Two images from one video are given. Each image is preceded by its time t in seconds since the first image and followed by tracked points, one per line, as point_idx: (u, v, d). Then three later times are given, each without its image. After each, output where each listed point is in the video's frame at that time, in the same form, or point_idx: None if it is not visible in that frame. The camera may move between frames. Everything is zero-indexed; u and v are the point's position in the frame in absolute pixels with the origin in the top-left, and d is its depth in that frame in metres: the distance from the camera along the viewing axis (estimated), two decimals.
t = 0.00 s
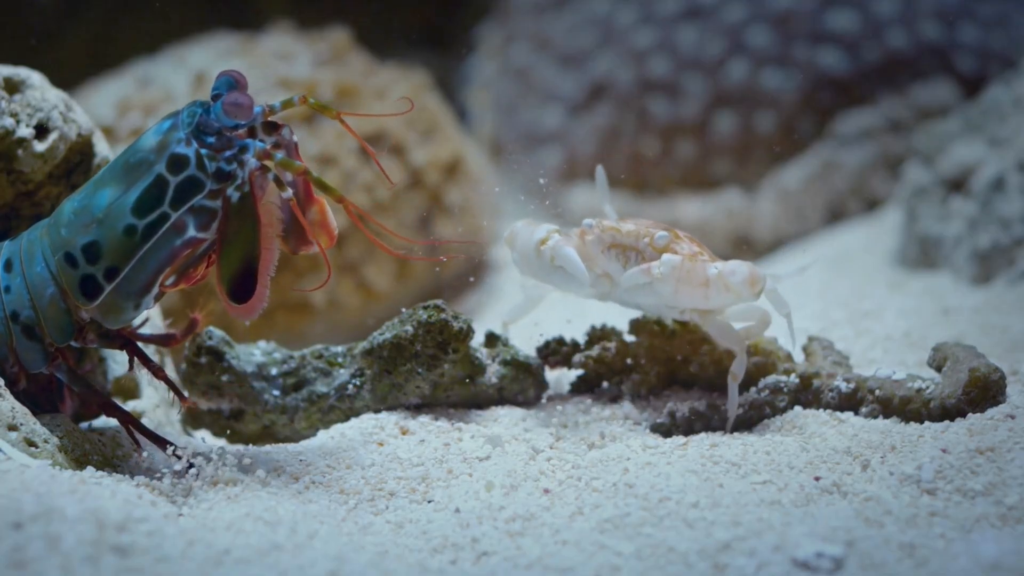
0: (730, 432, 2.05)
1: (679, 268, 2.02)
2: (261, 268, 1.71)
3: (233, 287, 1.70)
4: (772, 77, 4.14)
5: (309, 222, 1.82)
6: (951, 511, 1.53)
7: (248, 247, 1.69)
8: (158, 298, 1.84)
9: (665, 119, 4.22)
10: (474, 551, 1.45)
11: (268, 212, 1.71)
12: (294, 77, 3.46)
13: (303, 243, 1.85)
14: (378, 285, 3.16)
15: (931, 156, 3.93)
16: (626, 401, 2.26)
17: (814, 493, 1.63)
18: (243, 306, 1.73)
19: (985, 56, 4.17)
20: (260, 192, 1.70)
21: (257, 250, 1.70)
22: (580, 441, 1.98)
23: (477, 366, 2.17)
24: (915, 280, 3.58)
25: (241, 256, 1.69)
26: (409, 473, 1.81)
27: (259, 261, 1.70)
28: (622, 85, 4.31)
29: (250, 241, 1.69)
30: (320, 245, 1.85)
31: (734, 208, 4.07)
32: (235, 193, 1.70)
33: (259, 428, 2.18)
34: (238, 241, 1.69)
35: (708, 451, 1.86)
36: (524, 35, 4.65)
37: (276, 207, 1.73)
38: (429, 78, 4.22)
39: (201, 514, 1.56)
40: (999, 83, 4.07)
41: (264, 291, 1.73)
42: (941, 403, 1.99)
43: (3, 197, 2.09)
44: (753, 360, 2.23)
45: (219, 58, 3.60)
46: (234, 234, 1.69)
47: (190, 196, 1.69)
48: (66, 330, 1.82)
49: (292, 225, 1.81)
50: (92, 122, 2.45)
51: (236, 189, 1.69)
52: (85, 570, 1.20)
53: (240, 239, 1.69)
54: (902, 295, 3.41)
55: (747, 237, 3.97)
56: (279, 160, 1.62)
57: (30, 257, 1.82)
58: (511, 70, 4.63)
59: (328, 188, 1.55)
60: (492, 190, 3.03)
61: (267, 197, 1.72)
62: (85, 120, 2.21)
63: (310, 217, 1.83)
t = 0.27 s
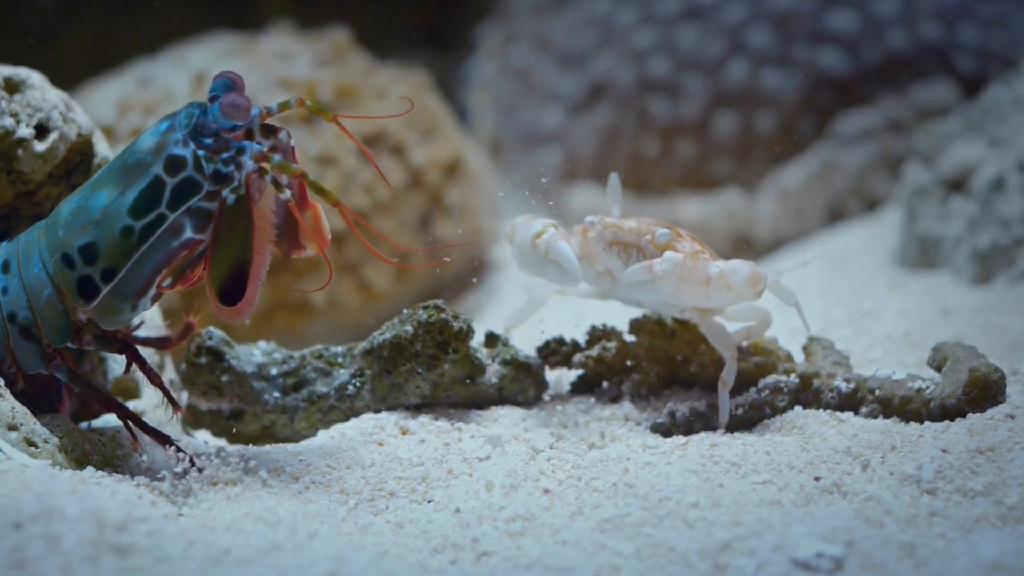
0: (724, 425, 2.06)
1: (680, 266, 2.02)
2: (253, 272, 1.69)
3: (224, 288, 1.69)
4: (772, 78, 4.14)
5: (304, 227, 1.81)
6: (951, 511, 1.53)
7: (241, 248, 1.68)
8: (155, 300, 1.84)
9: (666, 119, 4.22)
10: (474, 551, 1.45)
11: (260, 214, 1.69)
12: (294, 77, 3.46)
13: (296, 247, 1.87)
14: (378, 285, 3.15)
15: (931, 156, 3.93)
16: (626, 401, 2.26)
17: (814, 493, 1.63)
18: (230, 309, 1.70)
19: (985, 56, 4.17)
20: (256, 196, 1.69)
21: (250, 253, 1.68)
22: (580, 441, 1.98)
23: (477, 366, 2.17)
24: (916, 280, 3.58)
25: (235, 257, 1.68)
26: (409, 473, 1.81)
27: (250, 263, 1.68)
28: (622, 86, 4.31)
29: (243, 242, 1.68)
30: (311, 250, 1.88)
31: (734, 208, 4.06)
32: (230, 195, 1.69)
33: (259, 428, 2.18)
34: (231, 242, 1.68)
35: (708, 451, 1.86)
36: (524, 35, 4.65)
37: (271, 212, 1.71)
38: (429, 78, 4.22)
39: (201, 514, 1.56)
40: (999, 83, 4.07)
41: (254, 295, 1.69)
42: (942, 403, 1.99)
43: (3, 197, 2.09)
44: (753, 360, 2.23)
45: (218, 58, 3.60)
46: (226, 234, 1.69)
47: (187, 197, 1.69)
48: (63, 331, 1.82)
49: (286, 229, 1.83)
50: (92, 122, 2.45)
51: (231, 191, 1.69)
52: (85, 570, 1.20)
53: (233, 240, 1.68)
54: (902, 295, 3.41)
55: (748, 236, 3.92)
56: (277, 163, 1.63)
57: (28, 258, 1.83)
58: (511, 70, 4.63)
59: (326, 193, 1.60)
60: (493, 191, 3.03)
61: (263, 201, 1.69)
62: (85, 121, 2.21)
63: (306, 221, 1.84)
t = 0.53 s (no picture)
0: (713, 426, 2.06)
1: (683, 264, 2.02)
2: (240, 276, 1.71)
3: (211, 291, 1.71)
4: (772, 78, 4.14)
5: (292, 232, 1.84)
6: (951, 511, 1.53)
7: (232, 251, 1.70)
8: (152, 302, 1.84)
9: (666, 119, 4.23)
10: (474, 551, 1.45)
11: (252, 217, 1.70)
12: (294, 77, 3.46)
13: (286, 249, 1.87)
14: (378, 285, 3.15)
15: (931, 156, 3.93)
16: (627, 401, 2.26)
17: (814, 493, 1.63)
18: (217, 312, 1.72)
19: (985, 56, 4.17)
20: (252, 199, 1.71)
21: (239, 257, 1.70)
22: (580, 442, 1.98)
23: (476, 366, 2.17)
24: (915, 280, 3.58)
25: (225, 260, 1.70)
26: (409, 473, 1.81)
27: (238, 267, 1.70)
28: (622, 86, 4.31)
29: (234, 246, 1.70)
30: (302, 254, 1.89)
31: (735, 208, 4.06)
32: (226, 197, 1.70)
33: (259, 428, 2.18)
34: (222, 244, 1.70)
35: (708, 451, 1.86)
36: (524, 35, 4.65)
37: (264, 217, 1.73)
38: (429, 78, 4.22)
39: (201, 514, 1.56)
40: (999, 83, 4.07)
41: (240, 299, 1.72)
42: (942, 403, 1.99)
43: (3, 197, 2.09)
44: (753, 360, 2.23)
45: (218, 58, 3.60)
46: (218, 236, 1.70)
47: (185, 199, 1.69)
48: (61, 333, 1.81)
49: (277, 232, 1.82)
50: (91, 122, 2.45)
51: (227, 194, 1.70)
52: (85, 570, 1.20)
53: (225, 241, 1.70)
54: (902, 295, 3.41)
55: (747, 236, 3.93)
56: (273, 166, 1.65)
57: (24, 260, 1.82)
58: (511, 70, 4.63)
59: (323, 197, 1.61)
60: (493, 191, 3.03)
61: (257, 204, 1.71)
62: (85, 121, 2.21)
63: (294, 227, 1.84)
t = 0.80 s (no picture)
0: (704, 426, 2.06)
1: (686, 264, 2.02)
2: (229, 280, 1.72)
3: (200, 293, 1.70)
4: (772, 78, 4.14)
5: (285, 236, 1.83)
6: (951, 511, 1.53)
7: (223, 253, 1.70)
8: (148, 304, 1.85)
9: (666, 119, 4.23)
10: (474, 551, 1.45)
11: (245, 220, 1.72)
12: (293, 77, 3.46)
13: (277, 254, 1.85)
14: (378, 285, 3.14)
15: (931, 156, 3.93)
16: (626, 401, 2.25)
17: (814, 493, 1.63)
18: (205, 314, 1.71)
19: (985, 56, 4.17)
20: (248, 203, 1.71)
21: (229, 259, 1.70)
22: (580, 441, 1.98)
23: (476, 366, 2.17)
24: (915, 280, 3.59)
25: (216, 262, 1.70)
26: (409, 473, 1.81)
27: (229, 270, 1.71)
28: (622, 86, 4.31)
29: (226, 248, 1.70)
30: (293, 259, 1.86)
31: (735, 208, 4.06)
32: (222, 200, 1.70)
33: (259, 428, 2.18)
34: (215, 246, 1.70)
35: (708, 451, 1.86)
36: (524, 35, 4.65)
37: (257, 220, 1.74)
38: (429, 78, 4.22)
39: (201, 514, 1.56)
40: (999, 83, 4.07)
41: (227, 303, 1.72)
42: (941, 403, 1.99)
43: (3, 197, 2.09)
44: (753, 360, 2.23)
45: (218, 58, 3.60)
46: (212, 237, 1.69)
47: (182, 202, 1.69)
48: (58, 335, 1.82)
49: (268, 235, 1.81)
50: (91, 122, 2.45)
51: (223, 196, 1.70)
52: (85, 570, 1.20)
53: (217, 242, 1.70)
54: (902, 295, 3.41)
55: (747, 236, 3.91)
56: (269, 170, 1.67)
57: (21, 262, 1.82)
58: (511, 70, 4.63)
59: (317, 202, 1.63)
60: (493, 191, 3.03)
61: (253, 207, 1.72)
62: (85, 121, 2.21)
63: (288, 231, 1.83)
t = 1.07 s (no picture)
0: (691, 426, 2.05)
1: (691, 262, 2.02)
2: (222, 281, 1.70)
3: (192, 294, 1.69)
4: (772, 78, 4.14)
5: (279, 239, 1.84)
6: (951, 511, 1.53)
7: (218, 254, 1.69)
8: (145, 306, 1.85)
9: (666, 120, 4.24)
10: (474, 551, 1.45)
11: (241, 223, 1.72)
12: (293, 77, 3.45)
13: (269, 256, 1.86)
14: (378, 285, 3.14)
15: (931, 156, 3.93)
16: (626, 402, 2.25)
17: (814, 493, 1.63)
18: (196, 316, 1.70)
19: (985, 56, 4.17)
20: (245, 205, 1.71)
21: (223, 262, 1.69)
22: (580, 442, 1.98)
23: (476, 366, 2.17)
24: (915, 280, 3.59)
25: (210, 262, 1.69)
26: (409, 473, 1.81)
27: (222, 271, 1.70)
28: (622, 86, 4.31)
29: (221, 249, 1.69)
30: (284, 262, 1.88)
31: (735, 208, 4.06)
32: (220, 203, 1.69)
33: (259, 428, 2.18)
34: (210, 246, 1.69)
35: (708, 451, 1.86)
36: (524, 35, 4.65)
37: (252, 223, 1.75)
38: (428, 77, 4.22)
39: (201, 514, 1.56)
40: (999, 83, 4.06)
41: (219, 305, 1.71)
42: (942, 403, 1.99)
43: (3, 197, 2.09)
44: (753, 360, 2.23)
45: (218, 58, 3.60)
46: (208, 237, 1.69)
47: (179, 204, 1.70)
48: (55, 338, 1.81)
49: (261, 238, 1.82)
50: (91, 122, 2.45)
51: (221, 199, 1.69)
52: (85, 570, 1.20)
53: (213, 243, 1.69)
54: (902, 294, 3.41)
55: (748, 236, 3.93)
56: (267, 173, 1.67)
57: (19, 264, 1.82)
58: (511, 70, 4.63)
59: (315, 206, 1.65)
60: (494, 190, 3.03)
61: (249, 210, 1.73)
62: (85, 121, 2.21)
63: (281, 235, 1.84)
